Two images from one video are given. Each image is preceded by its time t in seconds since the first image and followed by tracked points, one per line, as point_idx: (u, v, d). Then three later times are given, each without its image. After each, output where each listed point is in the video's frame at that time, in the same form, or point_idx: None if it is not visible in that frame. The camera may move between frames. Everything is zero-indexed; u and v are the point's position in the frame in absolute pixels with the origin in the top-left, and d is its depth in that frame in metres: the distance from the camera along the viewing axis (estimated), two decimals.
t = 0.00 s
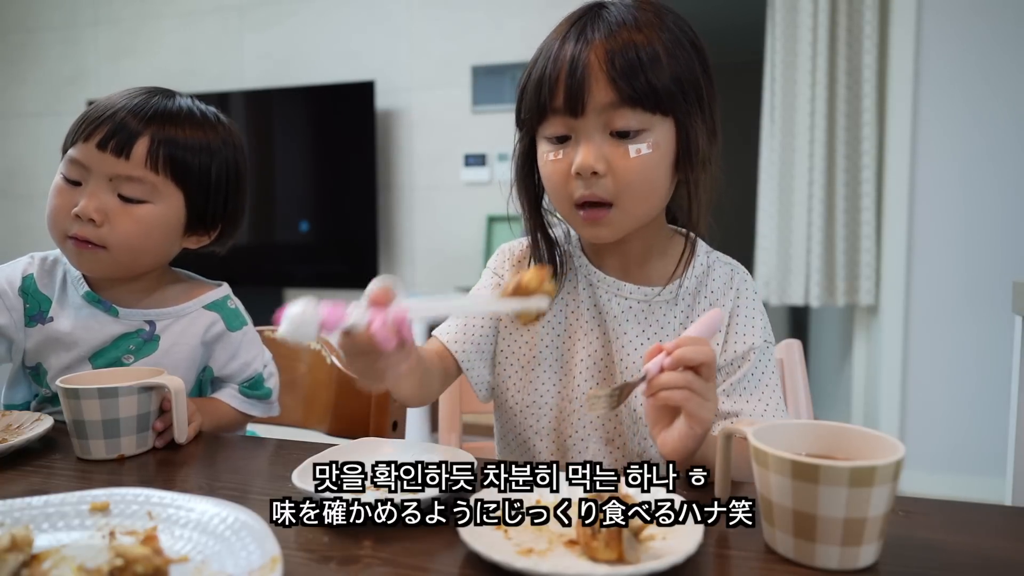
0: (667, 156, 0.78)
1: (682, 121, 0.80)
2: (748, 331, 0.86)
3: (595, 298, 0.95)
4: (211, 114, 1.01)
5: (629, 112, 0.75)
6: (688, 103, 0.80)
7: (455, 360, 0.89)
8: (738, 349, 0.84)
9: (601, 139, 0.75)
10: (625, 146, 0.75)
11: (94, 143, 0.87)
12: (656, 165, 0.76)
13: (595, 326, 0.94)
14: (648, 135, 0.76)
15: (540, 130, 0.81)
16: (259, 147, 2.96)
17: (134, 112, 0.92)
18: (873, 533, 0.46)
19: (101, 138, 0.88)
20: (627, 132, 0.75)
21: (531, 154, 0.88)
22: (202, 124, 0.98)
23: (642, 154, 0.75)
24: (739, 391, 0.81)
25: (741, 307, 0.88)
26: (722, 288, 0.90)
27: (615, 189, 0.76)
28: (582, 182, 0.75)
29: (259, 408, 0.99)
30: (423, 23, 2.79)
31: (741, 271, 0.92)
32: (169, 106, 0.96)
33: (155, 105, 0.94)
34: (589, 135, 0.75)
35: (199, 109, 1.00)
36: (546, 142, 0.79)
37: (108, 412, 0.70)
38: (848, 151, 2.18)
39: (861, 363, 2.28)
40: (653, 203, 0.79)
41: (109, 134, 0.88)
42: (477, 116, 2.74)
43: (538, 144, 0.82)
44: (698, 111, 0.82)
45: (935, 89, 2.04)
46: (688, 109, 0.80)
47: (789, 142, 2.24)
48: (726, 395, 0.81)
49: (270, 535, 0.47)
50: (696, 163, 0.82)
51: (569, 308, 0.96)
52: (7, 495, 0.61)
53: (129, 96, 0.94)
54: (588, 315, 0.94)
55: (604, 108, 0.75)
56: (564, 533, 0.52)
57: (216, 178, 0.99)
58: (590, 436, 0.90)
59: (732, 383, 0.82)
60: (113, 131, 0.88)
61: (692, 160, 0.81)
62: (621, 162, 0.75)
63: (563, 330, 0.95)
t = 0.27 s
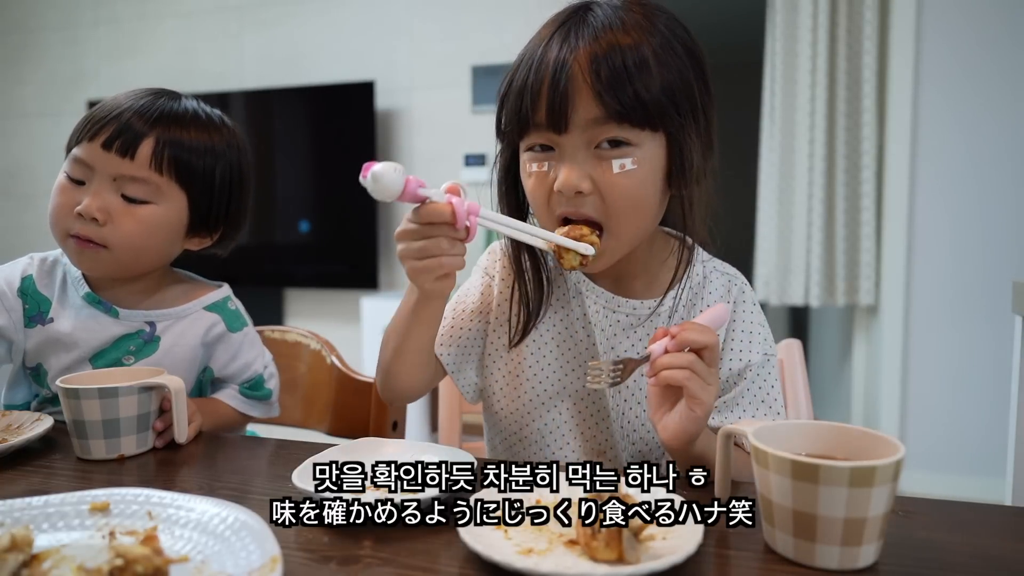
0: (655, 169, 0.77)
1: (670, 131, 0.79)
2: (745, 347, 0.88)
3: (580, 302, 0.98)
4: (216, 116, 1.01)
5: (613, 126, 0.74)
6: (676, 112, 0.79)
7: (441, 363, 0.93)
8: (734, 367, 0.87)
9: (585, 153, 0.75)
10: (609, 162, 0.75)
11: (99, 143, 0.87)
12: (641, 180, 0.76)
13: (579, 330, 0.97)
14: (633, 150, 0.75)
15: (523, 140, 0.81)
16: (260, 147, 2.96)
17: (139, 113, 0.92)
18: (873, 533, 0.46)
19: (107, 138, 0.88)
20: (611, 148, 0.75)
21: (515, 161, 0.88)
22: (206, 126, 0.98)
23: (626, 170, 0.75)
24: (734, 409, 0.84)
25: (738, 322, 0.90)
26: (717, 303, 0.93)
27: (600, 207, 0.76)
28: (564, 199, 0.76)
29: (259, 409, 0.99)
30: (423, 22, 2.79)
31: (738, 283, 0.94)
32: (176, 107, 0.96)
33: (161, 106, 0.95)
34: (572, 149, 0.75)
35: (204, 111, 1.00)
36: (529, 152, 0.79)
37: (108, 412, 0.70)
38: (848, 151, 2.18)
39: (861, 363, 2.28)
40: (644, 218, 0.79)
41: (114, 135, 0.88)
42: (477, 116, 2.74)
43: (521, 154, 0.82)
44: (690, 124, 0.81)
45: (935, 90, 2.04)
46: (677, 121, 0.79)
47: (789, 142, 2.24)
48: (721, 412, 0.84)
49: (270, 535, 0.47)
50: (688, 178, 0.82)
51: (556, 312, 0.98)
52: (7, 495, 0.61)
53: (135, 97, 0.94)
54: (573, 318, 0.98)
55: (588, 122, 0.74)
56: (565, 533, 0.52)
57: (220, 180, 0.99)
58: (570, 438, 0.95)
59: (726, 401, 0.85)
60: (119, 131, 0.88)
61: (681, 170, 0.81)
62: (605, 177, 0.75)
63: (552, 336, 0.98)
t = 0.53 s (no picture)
0: (651, 188, 0.77)
1: (667, 149, 0.78)
2: (744, 351, 0.88)
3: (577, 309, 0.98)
4: (220, 118, 1.02)
5: (609, 145, 0.73)
6: (673, 130, 0.78)
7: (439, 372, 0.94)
8: (732, 372, 0.87)
9: (581, 173, 0.74)
10: (605, 183, 0.74)
11: (103, 144, 0.87)
12: (637, 201, 0.76)
13: (577, 336, 0.98)
14: (629, 170, 0.75)
15: (516, 154, 0.80)
16: (259, 147, 2.96)
17: (143, 114, 0.92)
18: (873, 533, 0.46)
19: (111, 139, 0.88)
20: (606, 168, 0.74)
21: (507, 172, 0.87)
22: (210, 128, 0.98)
23: (621, 190, 0.74)
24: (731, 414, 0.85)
25: (737, 326, 0.90)
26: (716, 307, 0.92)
27: (596, 225, 0.76)
28: (559, 218, 0.75)
29: (259, 409, 1.00)
30: (423, 22, 2.79)
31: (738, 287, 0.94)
32: (180, 109, 0.96)
33: (165, 107, 0.95)
34: (567, 168, 0.74)
35: (208, 112, 1.00)
36: (522, 168, 0.78)
37: (107, 412, 0.70)
38: (848, 151, 2.18)
39: (861, 363, 2.28)
40: (641, 239, 0.79)
41: (118, 136, 0.88)
42: (477, 115, 2.74)
43: (515, 168, 0.81)
44: (686, 139, 0.80)
45: (935, 90, 2.04)
46: (674, 137, 0.78)
47: (789, 142, 2.24)
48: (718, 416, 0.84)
49: (270, 535, 0.48)
50: (684, 195, 0.81)
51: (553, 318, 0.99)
52: (7, 495, 0.61)
53: (139, 98, 0.94)
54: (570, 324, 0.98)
55: (584, 141, 0.73)
56: (565, 533, 0.52)
57: (223, 181, 1.00)
58: (567, 446, 0.96)
59: (724, 405, 0.85)
60: (123, 132, 0.88)
61: (677, 188, 0.80)
62: (600, 199, 0.74)
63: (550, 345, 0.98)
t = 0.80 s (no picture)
0: (644, 200, 0.77)
1: (662, 163, 0.77)
2: (743, 351, 0.89)
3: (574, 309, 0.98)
4: (221, 119, 1.02)
5: (601, 157, 0.73)
6: (670, 144, 0.77)
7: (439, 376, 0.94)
8: (731, 373, 0.87)
9: (572, 184, 0.74)
10: (598, 194, 0.74)
11: (104, 144, 0.88)
12: (628, 213, 0.75)
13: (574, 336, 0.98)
14: (622, 182, 0.74)
15: (510, 159, 0.80)
16: (259, 147, 2.96)
17: (145, 115, 0.92)
18: (873, 533, 0.46)
19: (112, 139, 0.88)
20: (600, 179, 0.74)
21: (503, 176, 0.87)
22: (212, 129, 0.98)
23: (614, 202, 0.74)
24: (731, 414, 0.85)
25: (736, 327, 0.90)
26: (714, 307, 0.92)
27: (588, 233, 0.76)
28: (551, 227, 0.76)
29: (259, 409, 1.00)
30: (423, 22, 2.79)
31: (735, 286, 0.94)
32: (181, 109, 0.96)
33: (167, 108, 0.95)
34: (558, 178, 0.74)
35: (210, 113, 1.00)
36: (517, 175, 0.78)
37: (107, 411, 0.70)
38: (848, 151, 2.17)
39: (861, 363, 2.28)
40: (632, 250, 0.79)
41: (120, 136, 0.88)
42: (477, 115, 2.74)
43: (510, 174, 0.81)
44: (684, 150, 0.79)
45: (936, 90, 2.04)
46: (671, 148, 0.77)
47: (789, 142, 2.24)
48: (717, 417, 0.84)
49: (270, 535, 0.48)
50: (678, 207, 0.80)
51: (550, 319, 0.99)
52: (7, 495, 0.61)
53: (141, 99, 0.94)
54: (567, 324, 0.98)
55: (576, 152, 0.73)
56: (565, 533, 0.52)
57: (225, 182, 1.00)
58: (566, 448, 0.97)
59: (723, 406, 0.85)
60: (125, 132, 0.88)
61: (671, 203, 0.80)
62: (592, 209, 0.74)
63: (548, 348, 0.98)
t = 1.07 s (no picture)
0: (646, 203, 0.77)
1: (665, 165, 0.77)
2: (744, 351, 0.89)
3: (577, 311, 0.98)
4: (219, 118, 1.02)
5: (604, 161, 0.73)
6: (672, 145, 0.77)
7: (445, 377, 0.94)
8: (731, 372, 0.87)
9: (575, 188, 0.74)
10: (602, 198, 0.74)
11: (101, 144, 0.88)
12: (632, 216, 0.76)
13: (577, 336, 0.98)
14: (626, 185, 0.75)
15: (513, 163, 0.80)
16: (260, 147, 2.96)
17: (142, 115, 0.92)
18: (873, 533, 0.46)
19: (109, 139, 0.88)
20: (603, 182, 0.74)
21: (503, 179, 0.87)
22: (209, 128, 0.98)
23: (618, 205, 0.74)
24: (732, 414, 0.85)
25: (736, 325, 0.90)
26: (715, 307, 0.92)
27: (592, 236, 0.76)
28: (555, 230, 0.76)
29: (259, 408, 1.00)
30: (423, 22, 2.80)
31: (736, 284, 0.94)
32: (178, 109, 0.96)
33: (164, 107, 0.95)
34: (561, 182, 0.74)
35: (207, 112, 1.00)
36: (519, 179, 0.79)
37: (107, 411, 0.70)
38: (848, 151, 2.17)
39: (861, 363, 2.28)
40: (636, 252, 0.79)
41: (117, 136, 0.88)
42: (477, 115, 2.74)
43: (511, 177, 0.81)
44: (685, 151, 0.79)
45: (936, 90, 2.04)
46: (674, 151, 0.77)
47: (789, 142, 2.24)
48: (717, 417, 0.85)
49: (270, 535, 0.48)
50: (681, 208, 0.80)
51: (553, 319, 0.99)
52: (7, 495, 0.61)
53: (138, 99, 0.94)
54: (570, 325, 0.98)
55: (578, 156, 0.73)
56: (565, 533, 0.52)
57: (223, 181, 1.00)
58: (567, 448, 0.97)
59: (724, 406, 0.85)
60: (121, 133, 0.88)
61: (674, 204, 0.80)
62: (596, 213, 0.75)
63: (551, 348, 0.98)
